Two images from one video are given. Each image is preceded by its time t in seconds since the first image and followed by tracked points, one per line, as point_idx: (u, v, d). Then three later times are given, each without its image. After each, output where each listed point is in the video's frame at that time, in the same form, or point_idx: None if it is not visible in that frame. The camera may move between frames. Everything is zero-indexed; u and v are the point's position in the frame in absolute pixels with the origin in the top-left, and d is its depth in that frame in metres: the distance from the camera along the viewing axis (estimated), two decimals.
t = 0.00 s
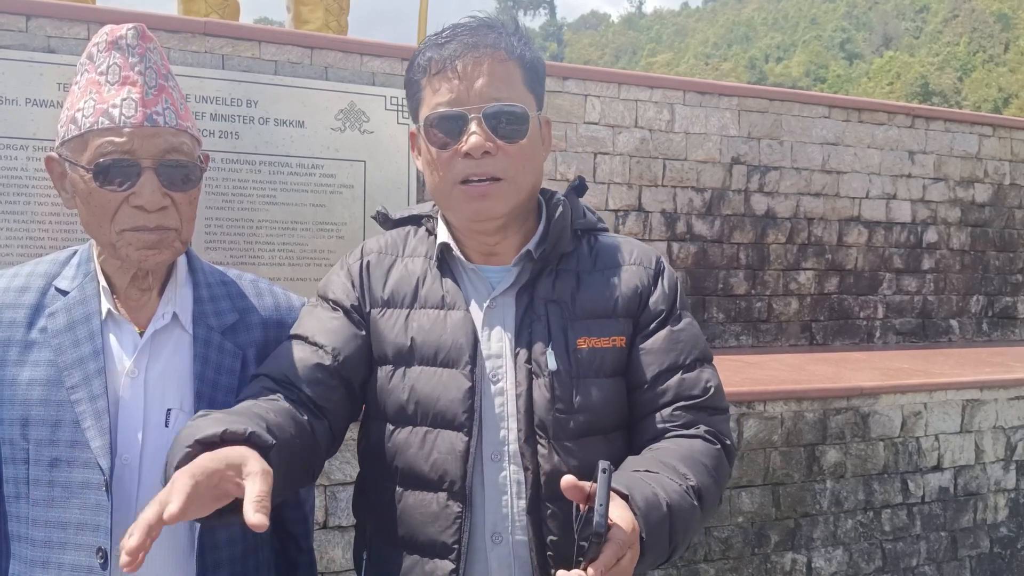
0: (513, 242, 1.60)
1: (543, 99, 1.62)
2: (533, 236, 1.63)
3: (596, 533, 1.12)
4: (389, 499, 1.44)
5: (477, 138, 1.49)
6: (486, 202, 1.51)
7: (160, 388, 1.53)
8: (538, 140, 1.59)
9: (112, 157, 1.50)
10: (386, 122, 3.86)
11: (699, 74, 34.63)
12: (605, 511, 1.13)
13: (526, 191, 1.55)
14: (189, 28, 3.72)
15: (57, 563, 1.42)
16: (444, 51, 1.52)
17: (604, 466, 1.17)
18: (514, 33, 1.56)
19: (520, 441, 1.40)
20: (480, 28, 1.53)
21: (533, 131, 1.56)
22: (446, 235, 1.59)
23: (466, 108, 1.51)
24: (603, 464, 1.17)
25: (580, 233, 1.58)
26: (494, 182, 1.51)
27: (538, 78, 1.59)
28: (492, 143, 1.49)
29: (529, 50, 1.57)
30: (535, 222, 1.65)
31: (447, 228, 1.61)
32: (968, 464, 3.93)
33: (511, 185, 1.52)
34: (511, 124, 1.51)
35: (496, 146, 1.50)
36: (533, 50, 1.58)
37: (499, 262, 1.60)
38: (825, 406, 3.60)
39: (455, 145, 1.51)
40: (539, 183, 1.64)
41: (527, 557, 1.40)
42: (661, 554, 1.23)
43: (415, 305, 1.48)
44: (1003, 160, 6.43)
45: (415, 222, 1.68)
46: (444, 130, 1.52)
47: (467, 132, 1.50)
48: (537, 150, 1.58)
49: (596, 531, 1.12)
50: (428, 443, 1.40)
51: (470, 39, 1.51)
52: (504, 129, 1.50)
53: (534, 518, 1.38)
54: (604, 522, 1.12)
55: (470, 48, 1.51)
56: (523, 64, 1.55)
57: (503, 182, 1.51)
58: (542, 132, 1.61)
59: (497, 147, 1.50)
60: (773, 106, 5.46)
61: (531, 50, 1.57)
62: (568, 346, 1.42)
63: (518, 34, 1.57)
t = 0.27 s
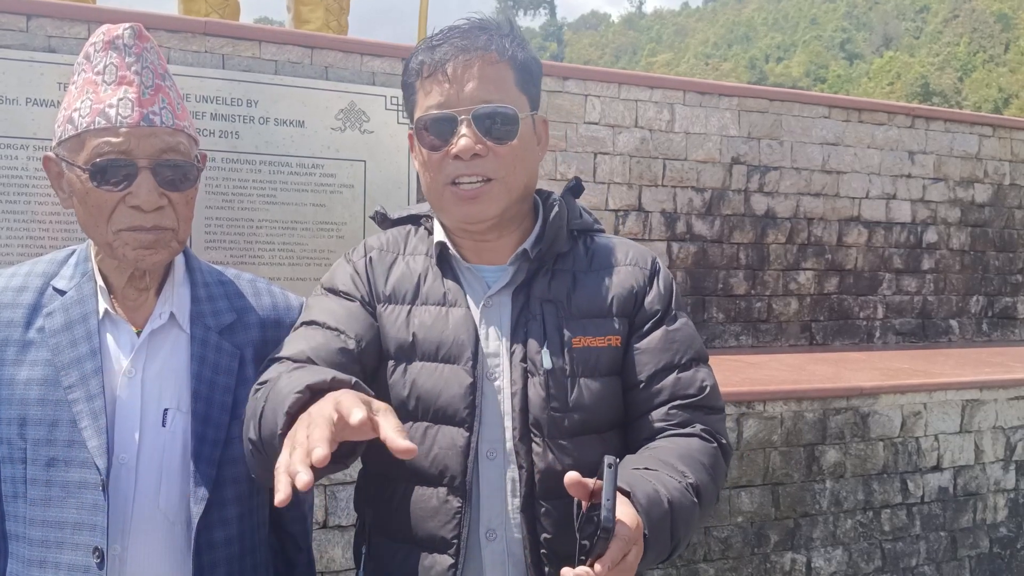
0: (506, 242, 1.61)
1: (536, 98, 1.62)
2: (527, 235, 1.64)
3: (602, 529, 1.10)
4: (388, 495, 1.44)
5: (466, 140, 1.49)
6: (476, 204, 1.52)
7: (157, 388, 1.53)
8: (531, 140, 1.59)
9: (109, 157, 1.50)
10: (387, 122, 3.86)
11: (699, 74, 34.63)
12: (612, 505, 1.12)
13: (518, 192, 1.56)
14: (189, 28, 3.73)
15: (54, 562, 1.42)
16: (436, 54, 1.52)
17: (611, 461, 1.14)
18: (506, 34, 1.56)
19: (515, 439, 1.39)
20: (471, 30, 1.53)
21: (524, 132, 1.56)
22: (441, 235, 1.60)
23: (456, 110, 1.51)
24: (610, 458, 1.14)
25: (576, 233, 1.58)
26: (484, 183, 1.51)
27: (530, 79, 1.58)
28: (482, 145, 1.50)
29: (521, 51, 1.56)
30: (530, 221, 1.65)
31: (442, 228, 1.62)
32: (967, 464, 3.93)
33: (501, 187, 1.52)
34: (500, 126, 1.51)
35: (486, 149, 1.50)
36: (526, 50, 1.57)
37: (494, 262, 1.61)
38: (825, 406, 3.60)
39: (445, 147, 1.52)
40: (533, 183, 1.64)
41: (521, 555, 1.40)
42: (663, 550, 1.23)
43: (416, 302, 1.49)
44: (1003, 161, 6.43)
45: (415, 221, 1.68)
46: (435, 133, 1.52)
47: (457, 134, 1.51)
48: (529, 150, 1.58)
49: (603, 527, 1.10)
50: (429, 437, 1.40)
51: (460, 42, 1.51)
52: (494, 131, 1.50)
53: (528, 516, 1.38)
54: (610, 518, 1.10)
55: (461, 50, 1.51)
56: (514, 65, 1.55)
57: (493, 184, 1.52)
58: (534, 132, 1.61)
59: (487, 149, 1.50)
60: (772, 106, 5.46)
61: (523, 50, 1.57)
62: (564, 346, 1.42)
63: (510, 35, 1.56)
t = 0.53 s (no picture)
0: (510, 243, 1.61)
1: (541, 100, 1.62)
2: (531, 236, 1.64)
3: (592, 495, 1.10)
4: (389, 495, 1.44)
5: (471, 139, 1.49)
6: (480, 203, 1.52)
7: (156, 389, 1.54)
8: (535, 141, 1.59)
9: (108, 159, 1.51)
10: (386, 122, 3.86)
11: (699, 74, 34.63)
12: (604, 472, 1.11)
13: (522, 192, 1.56)
14: (189, 28, 3.73)
15: (54, 563, 1.42)
16: (442, 54, 1.53)
17: (602, 429, 1.14)
18: (511, 35, 1.56)
19: (515, 440, 1.40)
20: (477, 31, 1.54)
21: (529, 132, 1.57)
22: (445, 235, 1.60)
23: (462, 110, 1.51)
24: (602, 427, 1.14)
25: (579, 235, 1.59)
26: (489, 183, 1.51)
27: (536, 80, 1.59)
28: (487, 144, 1.50)
29: (527, 52, 1.57)
30: (534, 222, 1.65)
31: (445, 228, 1.62)
32: (966, 464, 3.93)
33: (506, 186, 1.52)
34: (505, 126, 1.51)
35: (490, 148, 1.50)
36: (531, 52, 1.58)
37: (497, 263, 1.61)
38: (823, 406, 3.61)
39: (450, 146, 1.52)
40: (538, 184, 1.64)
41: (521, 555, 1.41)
42: (659, 535, 1.22)
43: (418, 303, 1.49)
44: (1002, 161, 6.44)
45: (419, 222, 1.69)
46: (441, 132, 1.53)
47: (463, 133, 1.51)
48: (534, 151, 1.58)
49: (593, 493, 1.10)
50: (430, 437, 1.40)
51: (466, 42, 1.51)
52: (499, 131, 1.51)
53: (528, 516, 1.38)
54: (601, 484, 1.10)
55: (467, 51, 1.52)
56: (520, 65, 1.55)
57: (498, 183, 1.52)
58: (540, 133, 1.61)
59: (492, 148, 1.50)
60: (772, 107, 5.47)
61: (528, 51, 1.57)
62: (565, 347, 1.42)
63: (516, 36, 1.57)
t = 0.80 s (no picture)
0: (515, 241, 1.60)
1: (546, 99, 1.63)
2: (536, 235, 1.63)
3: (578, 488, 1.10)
4: (389, 494, 1.44)
5: (480, 138, 1.49)
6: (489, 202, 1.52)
7: (156, 388, 1.54)
8: (541, 140, 1.59)
9: (109, 158, 1.50)
10: (386, 122, 3.86)
11: (698, 74, 34.63)
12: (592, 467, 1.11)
13: (529, 191, 1.56)
14: (189, 28, 3.73)
15: (55, 562, 1.42)
16: (448, 54, 1.53)
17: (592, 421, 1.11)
18: (517, 35, 1.57)
19: (514, 440, 1.40)
20: (483, 31, 1.54)
21: (536, 131, 1.57)
22: (449, 234, 1.59)
23: (469, 109, 1.51)
24: (591, 420, 1.11)
25: (581, 236, 1.58)
26: (498, 181, 1.51)
27: (540, 80, 1.59)
28: (495, 144, 1.50)
29: (532, 52, 1.57)
30: (538, 221, 1.65)
31: (449, 227, 1.62)
32: (965, 464, 3.94)
33: (514, 185, 1.52)
34: (514, 124, 1.51)
35: (499, 147, 1.50)
36: (535, 52, 1.59)
37: (502, 261, 1.60)
38: (823, 406, 3.61)
39: (458, 146, 1.52)
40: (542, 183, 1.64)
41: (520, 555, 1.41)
42: (654, 531, 1.23)
43: (419, 302, 1.49)
44: (1002, 161, 6.44)
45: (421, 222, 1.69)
46: (448, 131, 1.52)
47: (471, 132, 1.51)
48: (540, 150, 1.58)
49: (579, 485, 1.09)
50: (430, 436, 1.40)
51: (473, 41, 1.52)
52: (506, 130, 1.51)
53: (527, 516, 1.38)
54: (588, 476, 1.10)
55: (473, 50, 1.52)
56: (526, 65, 1.56)
57: (507, 182, 1.51)
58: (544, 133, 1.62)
59: (501, 147, 1.50)
60: (772, 107, 5.47)
61: (533, 51, 1.58)
62: (565, 347, 1.42)
63: (521, 36, 1.57)
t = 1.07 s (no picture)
0: (514, 247, 1.62)
1: (546, 104, 1.62)
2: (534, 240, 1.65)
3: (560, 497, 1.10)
4: (390, 498, 1.44)
5: (482, 148, 1.49)
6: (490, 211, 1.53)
7: (157, 389, 1.54)
8: (541, 147, 1.60)
9: (110, 158, 1.50)
10: (386, 122, 3.86)
11: (698, 74, 34.63)
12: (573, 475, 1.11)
13: (529, 200, 1.57)
14: (189, 27, 3.73)
15: (55, 562, 1.42)
16: (449, 60, 1.52)
17: (573, 430, 1.14)
18: (518, 40, 1.55)
19: (514, 444, 1.40)
20: (485, 37, 1.53)
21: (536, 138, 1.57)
22: (448, 238, 1.60)
23: (471, 117, 1.51)
24: (573, 429, 1.13)
25: (580, 238, 1.57)
26: (499, 191, 1.52)
27: (540, 84, 1.59)
28: (498, 154, 1.50)
29: (532, 57, 1.57)
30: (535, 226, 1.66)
31: (447, 231, 1.62)
32: (965, 464, 3.94)
33: (515, 195, 1.53)
34: (515, 134, 1.51)
35: (501, 157, 1.50)
36: (537, 57, 1.58)
37: (500, 266, 1.61)
38: (822, 406, 3.61)
39: (459, 154, 1.51)
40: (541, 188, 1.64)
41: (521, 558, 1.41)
42: (643, 539, 1.22)
43: (419, 307, 1.49)
44: (1001, 161, 6.44)
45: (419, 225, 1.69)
46: (450, 140, 1.52)
47: (473, 141, 1.51)
48: (540, 156, 1.59)
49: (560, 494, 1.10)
50: (432, 442, 1.40)
51: (475, 49, 1.51)
52: (508, 139, 1.50)
53: (528, 520, 1.38)
54: (570, 485, 1.10)
55: (475, 57, 1.51)
56: (527, 71, 1.55)
57: (508, 191, 1.52)
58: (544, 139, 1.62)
59: (503, 157, 1.50)
60: (772, 106, 5.47)
61: (534, 56, 1.57)
62: (564, 350, 1.42)
63: (522, 41, 1.56)
